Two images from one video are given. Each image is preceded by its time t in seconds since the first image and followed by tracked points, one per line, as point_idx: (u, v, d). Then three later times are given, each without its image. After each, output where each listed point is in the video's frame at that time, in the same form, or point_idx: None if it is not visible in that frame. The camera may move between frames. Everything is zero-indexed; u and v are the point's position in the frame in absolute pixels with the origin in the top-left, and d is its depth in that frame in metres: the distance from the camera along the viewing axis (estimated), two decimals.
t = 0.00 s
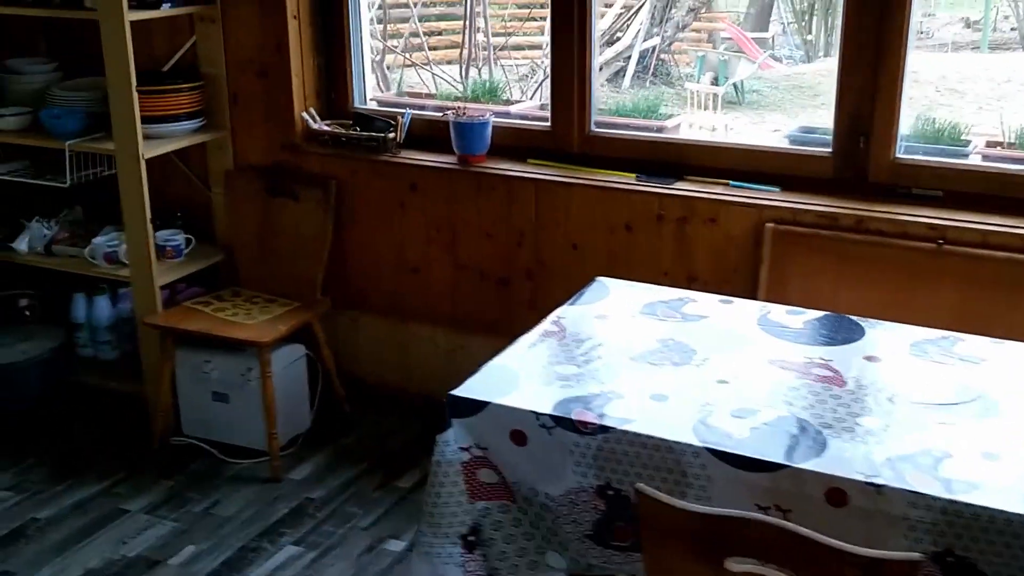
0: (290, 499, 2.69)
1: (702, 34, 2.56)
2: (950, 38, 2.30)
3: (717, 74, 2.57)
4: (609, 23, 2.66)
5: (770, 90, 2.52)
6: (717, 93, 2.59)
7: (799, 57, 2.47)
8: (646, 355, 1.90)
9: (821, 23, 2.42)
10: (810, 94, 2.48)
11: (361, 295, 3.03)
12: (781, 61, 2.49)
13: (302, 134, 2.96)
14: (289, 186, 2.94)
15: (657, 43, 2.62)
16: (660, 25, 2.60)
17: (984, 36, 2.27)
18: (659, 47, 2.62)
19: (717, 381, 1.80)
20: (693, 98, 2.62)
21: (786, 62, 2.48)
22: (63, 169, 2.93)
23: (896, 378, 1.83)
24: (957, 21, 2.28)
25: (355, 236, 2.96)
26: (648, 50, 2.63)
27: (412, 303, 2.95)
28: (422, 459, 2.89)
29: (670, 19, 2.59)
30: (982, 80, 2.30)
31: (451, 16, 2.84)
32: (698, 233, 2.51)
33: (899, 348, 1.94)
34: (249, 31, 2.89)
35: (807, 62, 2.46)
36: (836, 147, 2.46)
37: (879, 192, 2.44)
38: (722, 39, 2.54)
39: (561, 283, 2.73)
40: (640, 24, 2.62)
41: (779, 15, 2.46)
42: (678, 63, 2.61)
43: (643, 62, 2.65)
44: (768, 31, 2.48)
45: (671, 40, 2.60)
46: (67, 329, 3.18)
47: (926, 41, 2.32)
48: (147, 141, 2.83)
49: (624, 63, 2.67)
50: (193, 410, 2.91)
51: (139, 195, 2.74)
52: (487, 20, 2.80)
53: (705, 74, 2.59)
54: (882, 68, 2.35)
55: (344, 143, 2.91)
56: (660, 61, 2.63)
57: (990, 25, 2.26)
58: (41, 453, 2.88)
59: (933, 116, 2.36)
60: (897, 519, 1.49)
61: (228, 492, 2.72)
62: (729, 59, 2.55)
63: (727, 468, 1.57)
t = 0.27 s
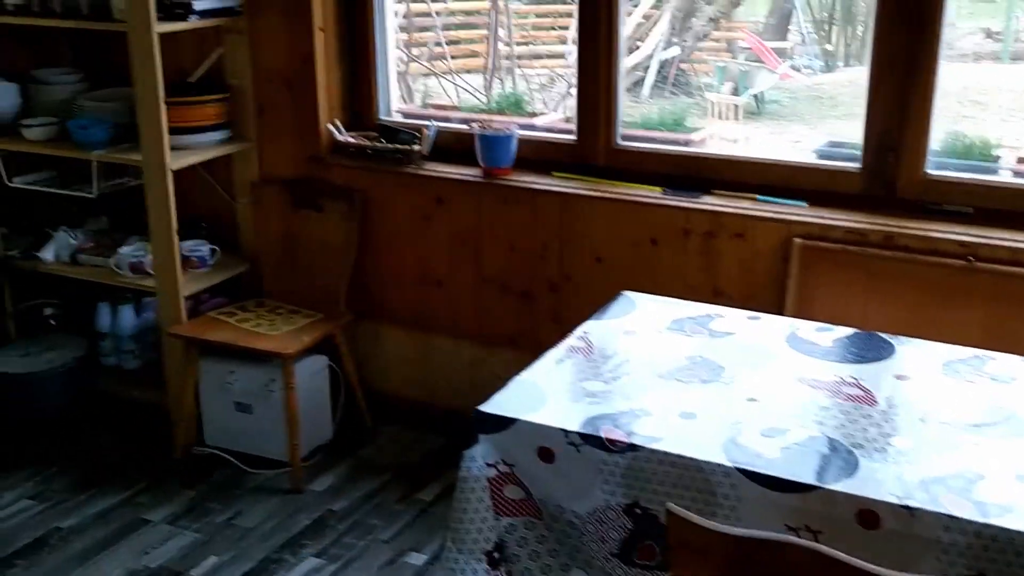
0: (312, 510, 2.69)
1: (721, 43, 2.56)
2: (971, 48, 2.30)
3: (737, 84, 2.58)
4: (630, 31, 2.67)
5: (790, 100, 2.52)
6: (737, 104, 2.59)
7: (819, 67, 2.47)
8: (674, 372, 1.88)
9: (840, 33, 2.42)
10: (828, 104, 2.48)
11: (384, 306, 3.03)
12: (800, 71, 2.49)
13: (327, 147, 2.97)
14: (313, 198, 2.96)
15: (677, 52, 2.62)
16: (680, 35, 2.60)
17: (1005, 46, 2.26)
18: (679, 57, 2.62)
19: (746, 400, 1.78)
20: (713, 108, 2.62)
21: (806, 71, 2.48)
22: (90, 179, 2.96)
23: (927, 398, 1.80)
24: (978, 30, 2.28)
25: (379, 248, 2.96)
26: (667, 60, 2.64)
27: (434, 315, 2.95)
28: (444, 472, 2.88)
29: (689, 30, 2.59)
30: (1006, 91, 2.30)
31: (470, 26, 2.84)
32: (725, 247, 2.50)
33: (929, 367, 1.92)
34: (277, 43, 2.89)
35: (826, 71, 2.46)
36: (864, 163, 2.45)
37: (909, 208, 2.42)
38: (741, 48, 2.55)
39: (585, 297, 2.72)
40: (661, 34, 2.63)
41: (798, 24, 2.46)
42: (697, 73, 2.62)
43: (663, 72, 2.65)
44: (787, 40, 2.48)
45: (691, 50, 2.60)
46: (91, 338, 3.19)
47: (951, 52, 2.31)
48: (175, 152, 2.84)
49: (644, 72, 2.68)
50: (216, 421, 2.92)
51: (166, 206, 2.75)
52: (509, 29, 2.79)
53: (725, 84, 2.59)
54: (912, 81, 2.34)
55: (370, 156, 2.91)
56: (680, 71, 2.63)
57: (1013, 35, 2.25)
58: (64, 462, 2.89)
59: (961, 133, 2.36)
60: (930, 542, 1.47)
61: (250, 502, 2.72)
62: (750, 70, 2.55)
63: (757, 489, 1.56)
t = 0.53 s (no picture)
0: (332, 518, 2.69)
1: (743, 50, 2.55)
2: (996, 55, 2.28)
3: (760, 91, 2.56)
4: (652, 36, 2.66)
5: (813, 107, 2.50)
6: (760, 111, 2.57)
7: (842, 74, 2.45)
8: (701, 385, 1.86)
9: (864, 39, 2.41)
10: (852, 111, 2.47)
11: (407, 314, 3.02)
12: (822, 77, 2.47)
13: (353, 154, 2.96)
14: (337, 204, 2.94)
15: (699, 59, 2.61)
16: (702, 42, 2.59)
17: None
18: (701, 63, 2.61)
19: (774, 413, 1.76)
20: (736, 115, 2.60)
21: (828, 78, 2.47)
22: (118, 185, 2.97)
23: (959, 413, 1.78)
24: (1004, 38, 2.26)
25: (403, 255, 2.95)
26: (690, 67, 2.62)
27: (458, 323, 2.94)
28: (465, 481, 2.87)
29: (711, 36, 2.58)
30: None
31: (491, 32, 2.84)
32: (752, 257, 2.48)
33: (960, 382, 1.90)
34: (305, 49, 2.89)
35: (850, 79, 2.45)
36: (895, 174, 2.43)
37: (938, 220, 2.40)
38: (764, 54, 2.53)
39: (609, 307, 2.70)
40: (683, 41, 2.61)
41: (821, 31, 2.45)
42: (720, 79, 2.60)
43: (685, 79, 2.64)
44: (810, 47, 2.47)
45: (713, 56, 2.59)
46: (116, 344, 3.20)
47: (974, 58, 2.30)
48: (202, 159, 2.85)
49: (666, 79, 2.66)
50: (239, 427, 2.92)
51: (192, 212, 2.75)
52: (535, 35, 2.79)
53: (747, 91, 2.57)
54: (944, 91, 2.32)
55: (396, 163, 2.91)
56: (702, 77, 2.62)
57: None
58: (88, 466, 2.90)
59: (993, 143, 2.33)
60: (964, 560, 1.44)
61: (271, 509, 2.72)
62: (772, 77, 2.53)
63: (786, 504, 1.53)
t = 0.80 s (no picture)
0: (346, 522, 2.68)
1: (761, 53, 2.53)
2: (1019, 58, 2.26)
3: (778, 94, 2.54)
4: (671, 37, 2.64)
5: (830, 111, 2.49)
6: (777, 114, 2.56)
7: (860, 77, 2.44)
8: (720, 390, 1.85)
9: (882, 42, 2.39)
10: (871, 115, 2.45)
11: (424, 318, 3.01)
12: (840, 81, 2.46)
13: (371, 156, 2.96)
14: (354, 206, 2.94)
15: (717, 62, 2.59)
16: (719, 45, 2.57)
17: None
18: (719, 66, 2.59)
19: (794, 420, 1.74)
20: (753, 118, 2.59)
21: (846, 82, 2.45)
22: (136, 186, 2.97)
23: (982, 421, 1.75)
24: None
25: (420, 258, 2.94)
26: (707, 70, 2.60)
27: (474, 327, 2.93)
28: (479, 486, 2.87)
29: (729, 38, 2.56)
30: None
31: (507, 35, 2.84)
32: (771, 262, 2.46)
33: (983, 389, 1.87)
34: (323, 51, 2.88)
35: (868, 82, 2.43)
36: (917, 178, 2.41)
37: (960, 225, 2.38)
38: (781, 58, 2.51)
39: (625, 311, 2.68)
40: (700, 44, 2.59)
41: (839, 33, 2.43)
42: (737, 82, 2.58)
43: (702, 81, 2.62)
44: (828, 50, 2.45)
45: (731, 59, 2.57)
46: (132, 345, 3.21)
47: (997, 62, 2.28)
48: (221, 160, 2.85)
49: (683, 82, 2.64)
50: (254, 431, 2.92)
51: (210, 214, 2.75)
52: (554, 38, 2.78)
53: (765, 94, 2.56)
54: (967, 94, 2.30)
55: (414, 165, 2.90)
56: (719, 80, 2.60)
57: None
58: (104, 468, 2.91)
59: (1016, 147, 2.31)
60: (987, 570, 1.41)
61: (285, 512, 2.73)
62: (790, 80, 2.52)
63: (806, 511, 1.51)
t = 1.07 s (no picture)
0: (354, 525, 2.68)
1: (770, 54, 2.52)
2: None
3: (787, 95, 2.53)
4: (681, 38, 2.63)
5: (840, 113, 2.48)
6: (787, 116, 2.55)
7: (869, 79, 2.43)
8: (732, 393, 1.84)
9: (892, 43, 2.38)
10: (881, 117, 2.44)
11: (433, 319, 3.00)
12: (850, 83, 2.45)
13: (380, 156, 2.95)
14: (364, 207, 2.93)
15: (726, 63, 2.58)
16: (729, 46, 2.56)
17: None
18: (728, 67, 2.58)
19: (806, 422, 1.73)
20: (762, 120, 2.58)
21: (855, 84, 2.44)
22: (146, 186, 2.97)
23: (995, 424, 1.74)
24: None
25: (430, 258, 2.94)
26: (716, 71, 2.59)
27: (483, 328, 2.92)
28: (487, 489, 2.86)
29: (739, 39, 2.55)
30: None
31: (516, 36, 2.83)
32: (783, 263, 2.45)
33: (996, 392, 1.86)
34: (334, 51, 2.88)
35: (877, 84, 2.42)
36: (930, 179, 2.40)
37: (973, 226, 2.37)
38: (791, 59, 2.50)
39: (635, 312, 2.67)
40: (710, 45, 2.59)
41: (849, 35, 2.42)
42: (747, 84, 2.57)
43: (711, 83, 2.61)
44: (837, 52, 2.44)
45: (740, 60, 2.56)
46: (142, 346, 3.21)
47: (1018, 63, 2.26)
48: (231, 160, 2.84)
49: (693, 83, 2.63)
50: (262, 432, 2.92)
51: (220, 213, 2.75)
52: (564, 38, 2.78)
53: (775, 96, 2.55)
54: (982, 95, 2.29)
55: (424, 165, 2.90)
56: (728, 82, 2.59)
57: None
58: (113, 469, 2.91)
59: None
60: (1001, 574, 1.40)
61: (293, 514, 2.73)
62: (799, 81, 2.51)
63: (819, 514, 1.50)
